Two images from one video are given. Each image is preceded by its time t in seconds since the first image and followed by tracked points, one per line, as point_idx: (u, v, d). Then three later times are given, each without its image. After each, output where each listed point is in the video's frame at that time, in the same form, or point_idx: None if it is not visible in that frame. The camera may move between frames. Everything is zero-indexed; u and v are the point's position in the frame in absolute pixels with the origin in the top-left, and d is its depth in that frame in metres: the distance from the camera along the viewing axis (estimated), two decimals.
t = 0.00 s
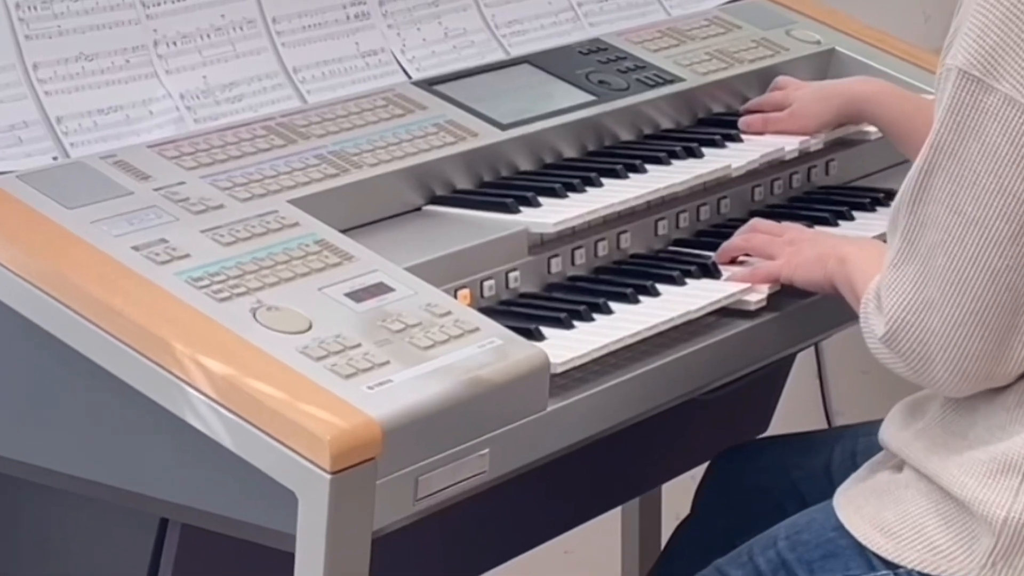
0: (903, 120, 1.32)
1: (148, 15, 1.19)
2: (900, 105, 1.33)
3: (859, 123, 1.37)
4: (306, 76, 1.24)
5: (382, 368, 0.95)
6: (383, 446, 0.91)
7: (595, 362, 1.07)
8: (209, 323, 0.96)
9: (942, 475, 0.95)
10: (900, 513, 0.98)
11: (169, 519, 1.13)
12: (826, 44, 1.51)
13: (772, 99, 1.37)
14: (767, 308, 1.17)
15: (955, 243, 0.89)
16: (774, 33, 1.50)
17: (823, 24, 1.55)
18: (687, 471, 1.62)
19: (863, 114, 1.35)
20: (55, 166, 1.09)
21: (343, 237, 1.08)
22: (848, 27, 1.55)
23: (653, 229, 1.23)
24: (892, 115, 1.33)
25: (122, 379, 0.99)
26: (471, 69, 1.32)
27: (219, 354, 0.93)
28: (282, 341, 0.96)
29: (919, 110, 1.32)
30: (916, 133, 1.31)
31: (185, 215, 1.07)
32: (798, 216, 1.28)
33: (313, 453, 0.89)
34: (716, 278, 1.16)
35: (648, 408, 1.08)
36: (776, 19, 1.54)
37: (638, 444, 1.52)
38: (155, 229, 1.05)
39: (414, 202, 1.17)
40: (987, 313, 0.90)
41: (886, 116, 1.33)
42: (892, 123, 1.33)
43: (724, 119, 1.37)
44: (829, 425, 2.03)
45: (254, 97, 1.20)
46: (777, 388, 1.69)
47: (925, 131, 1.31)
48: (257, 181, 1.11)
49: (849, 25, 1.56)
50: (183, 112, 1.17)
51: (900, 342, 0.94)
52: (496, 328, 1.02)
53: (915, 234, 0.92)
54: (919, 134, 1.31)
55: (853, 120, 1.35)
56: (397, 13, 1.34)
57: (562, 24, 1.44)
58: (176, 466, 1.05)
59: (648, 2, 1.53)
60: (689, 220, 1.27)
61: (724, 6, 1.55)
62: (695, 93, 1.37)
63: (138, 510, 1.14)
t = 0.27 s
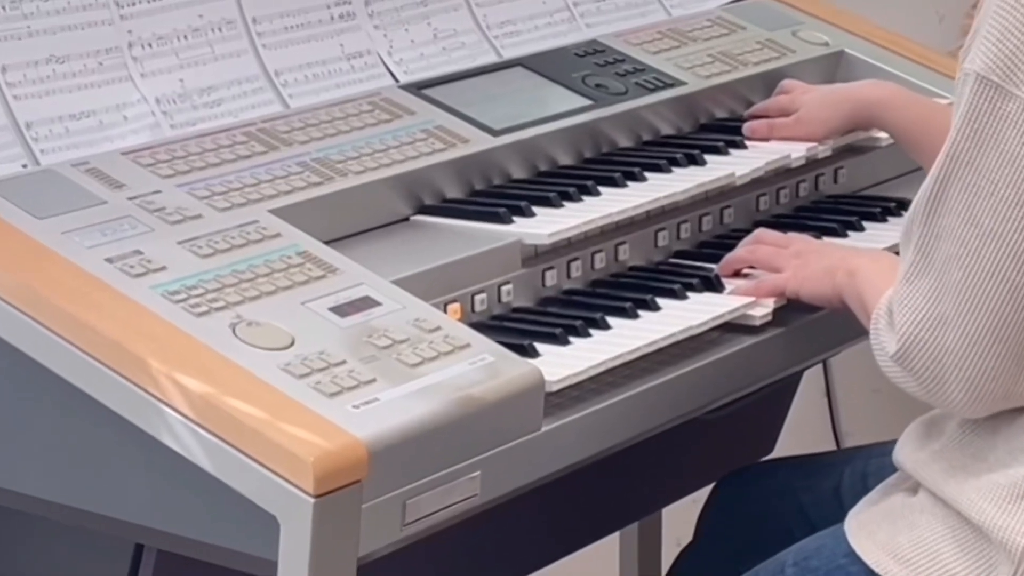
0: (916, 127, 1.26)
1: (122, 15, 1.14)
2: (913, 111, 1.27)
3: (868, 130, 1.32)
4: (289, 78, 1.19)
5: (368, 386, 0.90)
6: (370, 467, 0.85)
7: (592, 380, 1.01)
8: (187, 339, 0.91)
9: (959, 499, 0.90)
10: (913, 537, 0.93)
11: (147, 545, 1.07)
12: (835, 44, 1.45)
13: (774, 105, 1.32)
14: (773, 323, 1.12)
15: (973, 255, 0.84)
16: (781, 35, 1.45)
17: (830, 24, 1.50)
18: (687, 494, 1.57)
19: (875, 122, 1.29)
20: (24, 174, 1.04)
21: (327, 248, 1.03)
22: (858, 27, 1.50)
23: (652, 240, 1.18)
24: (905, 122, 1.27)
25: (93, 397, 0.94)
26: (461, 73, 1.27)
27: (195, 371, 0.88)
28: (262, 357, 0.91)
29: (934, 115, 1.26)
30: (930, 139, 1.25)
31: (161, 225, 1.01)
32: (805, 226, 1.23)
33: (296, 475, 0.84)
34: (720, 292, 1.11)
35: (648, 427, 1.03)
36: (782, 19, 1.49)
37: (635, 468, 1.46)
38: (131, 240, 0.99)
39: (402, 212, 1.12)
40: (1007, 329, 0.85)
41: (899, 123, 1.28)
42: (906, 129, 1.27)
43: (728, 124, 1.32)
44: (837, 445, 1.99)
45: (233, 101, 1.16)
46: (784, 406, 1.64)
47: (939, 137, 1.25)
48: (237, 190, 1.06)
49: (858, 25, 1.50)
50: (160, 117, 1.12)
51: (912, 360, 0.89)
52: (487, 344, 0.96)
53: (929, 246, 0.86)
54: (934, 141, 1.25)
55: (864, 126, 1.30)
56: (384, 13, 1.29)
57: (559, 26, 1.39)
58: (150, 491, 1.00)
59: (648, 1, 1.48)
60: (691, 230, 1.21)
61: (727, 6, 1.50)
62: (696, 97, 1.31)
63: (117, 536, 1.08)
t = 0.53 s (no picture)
0: (924, 124, 1.22)
1: (96, 15, 1.10)
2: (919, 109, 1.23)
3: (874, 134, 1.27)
4: (273, 80, 1.15)
5: (354, 404, 0.85)
6: (357, 490, 0.81)
7: (589, 398, 0.97)
8: (164, 355, 0.86)
9: (975, 522, 0.85)
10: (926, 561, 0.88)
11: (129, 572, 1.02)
12: (844, 46, 1.40)
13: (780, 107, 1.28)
14: (779, 337, 1.07)
15: (993, 266, 0.79)
16: (786, 36, 1.40)
17: (839, 24, 1.45)
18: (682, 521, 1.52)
19: (880, 121, 1.25)
20: None
21: (307, 261, 0.98)
22: (866, 26, 1.45)
23: (652, 251, 1.13)
24: (912, 120, 1.23)
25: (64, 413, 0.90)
26: (450, 76, 1.22)
27: (173, 388, 0.83)
28: (243, 374, 0.86)
29: (941, 111, 1.22)
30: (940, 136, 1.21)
31: (138, 235, 0.97)
32: (811, 237, 1.19)
33: (279, 498, 0.79)
34: (723, 305, 1.06)
35: (649, 447, 0.98)
36: (787, 19, 1.44)
37: (630, 493, 1.41)
38: (106, 251, 0.95)
39: (391, 222, 1.07)
40: None
41: (906, 121, 1.23)
42: (914, 127, 1.23)
43: (731, 130, 1.28)
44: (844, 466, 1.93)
45: (213, 105, 1.12)
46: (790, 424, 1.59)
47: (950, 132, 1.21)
48: (217, 199, 1.01)
49: (867, 25, 1.45)
50: (135, 122, 1.08)
51: (926, 376, 0.84)
52: (478, 362, 0.90)
53: (946, 255, 0.82)
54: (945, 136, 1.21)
55: (871, 129, 1.26)
56: (370, 13, 1.25)
57: (555, 27, 1.35)
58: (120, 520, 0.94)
59: (648, 1, 1.44)
60: (693, 240, 1.17)
61: (729, 6, 1.46)
62: (698, 101, 1.27)
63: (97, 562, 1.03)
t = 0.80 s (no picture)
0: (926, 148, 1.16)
1: (70, 15, 1.07)
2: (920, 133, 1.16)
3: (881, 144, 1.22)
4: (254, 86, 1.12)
5: (341, 422, 0.80)
6: (343, 512, 0.76)
7: (587, 416, 0.92)
8: (139, 370, 0.81)
9: (998, 547, 0.82)
10: None
11: None
12: (852, 47, 1.36)
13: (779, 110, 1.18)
14: (784, 352, 1.03)
15: None
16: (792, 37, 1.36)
17: (846, 24, 1.40)
18: (684, 543, 1.47)
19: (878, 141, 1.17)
20: None
21: (289, 272, 0.93)
22: (876, 25, 1.41)
23: (651, 263, 1.09)
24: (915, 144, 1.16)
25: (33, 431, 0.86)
26: (440, 79, 1.19)
27: (149, 404, 0.79)
28: (223, 391, 0.81)
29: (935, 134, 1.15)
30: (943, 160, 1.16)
31: (115, 246, 0.92)
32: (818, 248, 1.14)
33: (261, 522, 0.74)
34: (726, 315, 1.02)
35: (650, 467, 0.94)
36: (792, 19, 1.40)
37: (629, 515, 1.37)
38: (81, 262, 0.90)
39: (379, 232, 1.03)
40: None
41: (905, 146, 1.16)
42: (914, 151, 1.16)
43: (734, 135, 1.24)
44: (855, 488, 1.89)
45: (192, 110, 1.09)
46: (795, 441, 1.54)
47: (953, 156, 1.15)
48: (198, 209, 0.97)
49: (876, 25, 1.41)
50: (111, 127, 1.05)
51: (957, 380, 0.82)
52: (471, 378, 0.85)
53: (981, 256, 0.79)
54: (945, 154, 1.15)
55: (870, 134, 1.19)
56: (357, 13, 1.21)
57: (551, 28, 1.31)
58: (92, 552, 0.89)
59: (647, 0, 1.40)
60: (695, 252, 1.12)
61: (733, 6, 1.41)
62: (699, 105, 1.23)
63: None
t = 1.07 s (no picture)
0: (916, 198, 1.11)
1: (60, 15, 1.06)
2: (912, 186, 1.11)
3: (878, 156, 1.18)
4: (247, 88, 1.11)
5: (336, 430, 0.78)
6: (338, 519, 0.74)
7: (586, 422, 0.91)
8: (130, 375, 0.80)
9: (999, 560, 0.83)
10: None
11: None
12: (855, 49, 1.35)
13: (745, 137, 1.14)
14: (786, 357, 1.01)
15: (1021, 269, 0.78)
16: (793, 37, 1.35)
17: (849, 23, 1.39)
18: (684, 551, 1.46)
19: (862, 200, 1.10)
20: None
21: (286, 275, 0.91)
22: (879, 24, 1.39)
23: (651, 266, 1.08)
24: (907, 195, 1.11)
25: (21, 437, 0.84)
26: (437, 79, 1.17)
27: (139, 410, 0.77)
28: (215, 397, 0.79)
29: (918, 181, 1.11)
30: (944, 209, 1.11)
31: (105, 249, 0.91)
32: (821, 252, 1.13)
33: (254, 529, 0.73)
34: (726, 318, 1.01)
35: (649, 474, 0.92)
36: (794, 18, 1.38)
37: (628, 524, 1.35)
38: (71, 266, 0.89)
39: (374, 235, 1.02)
40: None
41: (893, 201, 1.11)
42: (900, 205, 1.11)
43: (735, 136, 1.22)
44: (858, 495, 1.88)
45: (185, 111, 1.07)
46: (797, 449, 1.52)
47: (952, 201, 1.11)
48: (191, 211, 0.95)
49: (880, 25, 1.39)
50: (102, 128, 1.04)
51: (947, 377, 0.82)
52: (468, 384, 0.84)
53: (971, 255, 0.79)
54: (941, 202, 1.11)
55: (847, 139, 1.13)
56: (352, 13, 1.20)
57: (550, 28, 1.29)
58: (80, 564, 0.87)
59: (647, 0, 1.38)
60: (695, 255, 1.11)
61: (733, 6, 1.40)
62: (700, 107, 1.21)
63: None
